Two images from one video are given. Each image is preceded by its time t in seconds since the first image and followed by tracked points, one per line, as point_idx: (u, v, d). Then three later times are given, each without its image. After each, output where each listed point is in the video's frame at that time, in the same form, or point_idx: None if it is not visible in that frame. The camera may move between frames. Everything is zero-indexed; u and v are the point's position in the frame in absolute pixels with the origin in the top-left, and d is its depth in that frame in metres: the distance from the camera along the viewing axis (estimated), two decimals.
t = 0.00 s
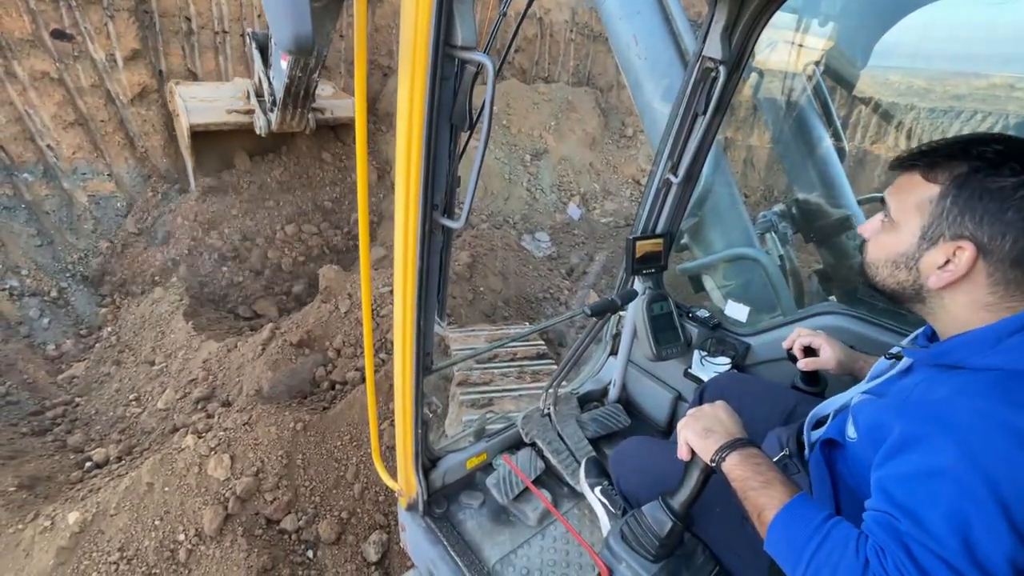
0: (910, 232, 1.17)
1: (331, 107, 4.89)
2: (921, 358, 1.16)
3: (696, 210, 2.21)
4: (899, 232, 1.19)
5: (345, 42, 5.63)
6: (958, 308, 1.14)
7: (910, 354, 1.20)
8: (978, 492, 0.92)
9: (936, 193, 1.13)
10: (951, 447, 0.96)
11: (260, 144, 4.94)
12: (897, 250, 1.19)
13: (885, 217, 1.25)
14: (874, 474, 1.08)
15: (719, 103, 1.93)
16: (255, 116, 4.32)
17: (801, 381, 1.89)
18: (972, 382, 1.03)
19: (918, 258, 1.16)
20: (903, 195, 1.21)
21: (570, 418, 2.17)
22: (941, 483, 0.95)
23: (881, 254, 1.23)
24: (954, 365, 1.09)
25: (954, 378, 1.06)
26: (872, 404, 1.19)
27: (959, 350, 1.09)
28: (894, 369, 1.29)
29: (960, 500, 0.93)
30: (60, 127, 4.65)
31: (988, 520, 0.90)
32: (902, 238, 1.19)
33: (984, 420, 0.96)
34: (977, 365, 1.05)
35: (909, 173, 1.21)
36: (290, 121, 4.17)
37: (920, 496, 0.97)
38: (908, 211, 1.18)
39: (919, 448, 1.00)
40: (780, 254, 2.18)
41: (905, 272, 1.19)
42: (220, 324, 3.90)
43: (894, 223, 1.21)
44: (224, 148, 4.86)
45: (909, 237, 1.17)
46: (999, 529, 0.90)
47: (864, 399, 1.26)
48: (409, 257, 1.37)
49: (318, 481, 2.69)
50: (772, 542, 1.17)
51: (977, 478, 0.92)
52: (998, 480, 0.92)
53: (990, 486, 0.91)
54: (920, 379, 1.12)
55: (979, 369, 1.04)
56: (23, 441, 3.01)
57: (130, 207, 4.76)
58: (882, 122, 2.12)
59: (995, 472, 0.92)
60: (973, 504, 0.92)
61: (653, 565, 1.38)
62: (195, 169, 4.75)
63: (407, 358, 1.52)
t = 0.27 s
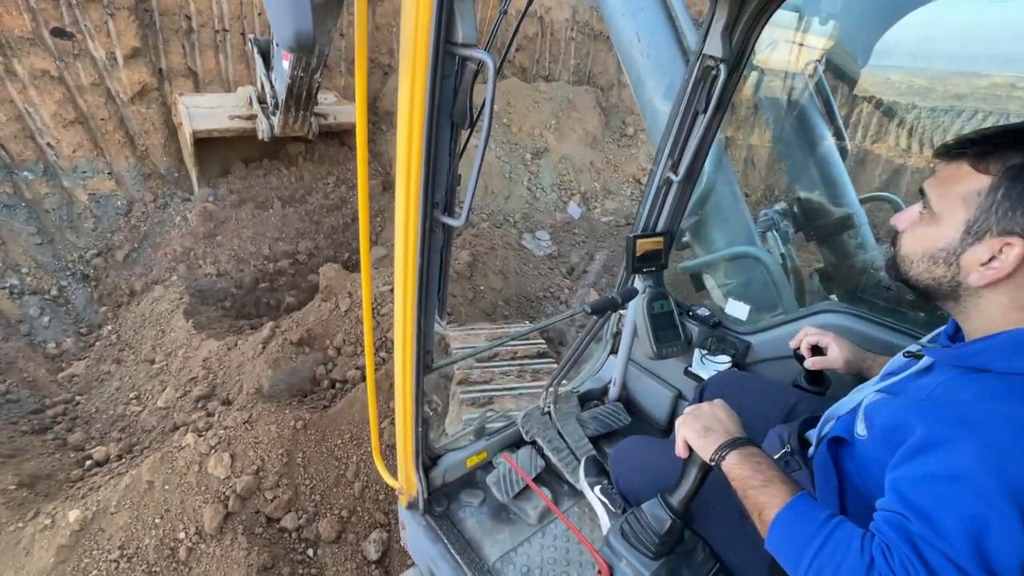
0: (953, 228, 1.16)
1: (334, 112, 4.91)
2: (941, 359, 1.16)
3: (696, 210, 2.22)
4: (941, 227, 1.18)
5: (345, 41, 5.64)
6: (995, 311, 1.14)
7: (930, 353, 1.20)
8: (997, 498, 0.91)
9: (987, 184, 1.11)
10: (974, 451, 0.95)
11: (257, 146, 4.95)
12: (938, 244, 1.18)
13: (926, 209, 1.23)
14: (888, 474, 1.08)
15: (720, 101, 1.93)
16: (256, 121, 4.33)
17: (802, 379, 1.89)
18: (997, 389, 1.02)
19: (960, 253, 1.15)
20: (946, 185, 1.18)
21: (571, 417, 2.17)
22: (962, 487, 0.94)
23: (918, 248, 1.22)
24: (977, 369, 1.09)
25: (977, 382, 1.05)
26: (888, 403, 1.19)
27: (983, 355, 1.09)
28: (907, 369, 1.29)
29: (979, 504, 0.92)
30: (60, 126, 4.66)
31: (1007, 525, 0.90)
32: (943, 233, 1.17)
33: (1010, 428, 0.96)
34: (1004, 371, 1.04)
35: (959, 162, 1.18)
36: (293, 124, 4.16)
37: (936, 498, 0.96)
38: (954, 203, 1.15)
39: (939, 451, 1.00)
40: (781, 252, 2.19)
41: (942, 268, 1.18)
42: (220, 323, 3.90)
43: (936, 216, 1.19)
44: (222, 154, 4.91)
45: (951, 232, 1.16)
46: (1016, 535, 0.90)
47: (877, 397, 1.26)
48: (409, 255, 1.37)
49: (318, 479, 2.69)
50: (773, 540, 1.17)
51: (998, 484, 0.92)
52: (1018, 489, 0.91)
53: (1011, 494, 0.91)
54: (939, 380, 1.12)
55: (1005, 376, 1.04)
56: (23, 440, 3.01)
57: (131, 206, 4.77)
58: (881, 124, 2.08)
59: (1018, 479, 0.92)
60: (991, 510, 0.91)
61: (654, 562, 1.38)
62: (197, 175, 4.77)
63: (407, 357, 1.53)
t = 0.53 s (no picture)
0: (969, 228, 1.14)
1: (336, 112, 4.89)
2: (946, 360, 1.15)
3: (693, 211, 2.24)
4: (957, 227, 1.16)
5: (345, 40, 5.64)
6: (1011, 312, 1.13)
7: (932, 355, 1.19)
8: (1000, 501, 0.91)
9: (1008, 185, 1.08)
10: (977, 454, 0.95)
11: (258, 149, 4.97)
12: (952, 246, 1.17)
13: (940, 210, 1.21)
14: (890, 476, 1.07)
15: (721, 100, 1.93)
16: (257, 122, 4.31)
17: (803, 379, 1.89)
18: (1002, 391, 1.01)
19: (976, 257, 1.13)
20: (962, 185, 1.16)
21: (571, 417, 2.17)
22: (964, 490, 0.94)
23: (932, 248, 1.21)
24: (981, 371, 1.08)
25: (981, 385, 1.05)
26: (890, 405, 1.18)
27: (988, 357, 1.08)
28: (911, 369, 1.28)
29: (982, 508, 0.92)
30: (60, 125, 4.66)
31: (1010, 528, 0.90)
32: (959, 233, 1.15)
33: (1013, 430, 0.95)
34: (1009, 373, 1.03)
35: (977, 161, 1.15)
36: (295, 124, 4.16)
37: (938, 501, 0.96)
38: (971, 203, 1.13)
39: (941, 453, 0.99)
40: (783, 250, 2.18)
41: (957, 270, 1.17)
42: (220, 322, 3.90)
43: (951, 216, 1.17)
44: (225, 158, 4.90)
45: (967, 233, 1.14)
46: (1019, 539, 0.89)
47: (880, 398, 1.25)
48: (410, 254, 1.36)
49: (318, 479, 2.69)
50: (774, 542, 1.17)
51: (1001, 487, 0.91)
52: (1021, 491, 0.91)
53: (1014, 497, 0.91)
54: (943, 382, 1.11)
55: (1010, 378, 1.03)
56: (23, 439, 3.00)
57: (131, 206, 4.78)
58: (881, 122, 2.07)
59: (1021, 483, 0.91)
60: (994, 514, 0.91)
61: (655, 562, 1.38)
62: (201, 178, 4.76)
63: (407, 357, 1.52)
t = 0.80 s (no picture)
0: (962, 237, 1.14)
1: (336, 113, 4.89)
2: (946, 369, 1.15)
3: (693, 211, 2.25)
4: (949, 235, 1.16)
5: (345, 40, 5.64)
6: (1005, 319, 1.13)
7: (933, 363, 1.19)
8: (1003, 512, 0.90)
9: (999, 194, 1.08)
10: (979, 465, 0.94)
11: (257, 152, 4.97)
12: (945, 255, 1.16)
13: (932, 218, 1.20)
14: (892, 486, 1.07)
15: (721, 100, 1.92)
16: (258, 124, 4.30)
17: (802, 381, 1.89)
18: (1003, 402, 1.01)
19: (969, 266, 1.13)
20: (953, 194, 1.16)
21: (571, 418, 2.17)
22: (966, 501, 0.93)
23: (926, 256, 1.20)
24: (982, 381, 1.08)
25: (982, 395, 1.05)
26: (891, 413, 1.18)
27: (989, 366, 1.08)
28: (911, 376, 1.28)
29: (984, 519, 0.91)
30: (59, 125, 4.67)
31: (1013, 540, 0.89)
32: (951, 242, 1.15)
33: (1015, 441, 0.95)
34: (1011, 383, 1.03)
35: (967, 169, 1.15)
36: (295, 123, 4.14)
37: (940, 511, 0.96)
38: (963, 212, 1.13)
39: (943, 463, 0.99)
40: (784, 250, 2.17)
41: (950, 279, 1.17)
42: (220, 322, 3.90)
43: (944, 224, 1.17)
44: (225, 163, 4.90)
45: (960, 241, 1.14)
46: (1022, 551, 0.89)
47: (880, 405, 1.25)
48: (409, 253, 1.36)
49: (317, 479, 2.69)
50: (775, 550, 1.16)
51: (1002, 499, 0.91)
52: None
53: (1016, 508, 0.90)
54: (944, 392, 1.11)
55: (1011, 388, 1.03)
56: (22, 439, 3.00)
57: (130, 206, 4.78)
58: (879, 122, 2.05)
59: None
60: (997, 526, 0.90)
61: (655, 565, 1.38)
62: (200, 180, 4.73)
63: (407, 358, 1.52)
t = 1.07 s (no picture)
0: (938, 243, 1.14)
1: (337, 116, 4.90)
2: (940, 370, 1.15)
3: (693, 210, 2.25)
4: (927, 241, 1.16)
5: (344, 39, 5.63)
6: (988, 322, 1.12)
7: (927, 363, 1.19)
8: (996, 514, 0.90)
9: (973, 203, 1.09)
10: (972, 467, 0.94)
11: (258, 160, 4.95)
12: (924, 263, 1.17)
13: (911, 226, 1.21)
14: (887, 487, 1.07)
15: (720, 100, 1.93)
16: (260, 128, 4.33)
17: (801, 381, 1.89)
18: (996, 403, 1.01)
19: (947, 273, 1.14)
20: (929, 202, 1.17)
21: (570, 417, 2.17)
22: (959, 503, 0.93)
23: (906, 264, 1.21)
24: (975, 381, 1.08)
25: (976, 396, 1.05)
26: (886, 414, 1.18)
27: (983, 367, 1.08)
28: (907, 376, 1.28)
29: (978, 521, 0.91)
30: (58, 124, 4.67)
31: (1006, 542, 0.89)
32: (929, 248, 1.16)
33: (1007, 442, 0.95)
34: (1004, 384, 1.03)
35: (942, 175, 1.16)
36: (296, 125, 4.13)
37: (934, 513, 0.96)
38: (938, 219, 1.14)
39: (936, 465, 0.99)
40: (784, 249, 2.17)
41: (932, 286, 1.17)
42: (219, 322, 3.90)
43: (921, 231, 1.17)
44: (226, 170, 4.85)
45: (937, 249, 1.15)
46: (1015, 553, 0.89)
47: (875, 406, 1.25)
48: (408, 253, 1.36)
49: (317, 479, 2.69)
50: (771, 551, 1.17)
51: (995, 500, 0.91)
52: (1016, 504, 0.90)
53: (1008, 510, 0.90)
54: (938, 392, 1.11)
55: (1004, 389, 1.03)
56: (22, 439, 3.00)
57: (129, 205, 4.80)
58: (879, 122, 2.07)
59: (1017, 496, 0.90)
60: (990, 528, 0.90)
61: (654, 564, 1.38)
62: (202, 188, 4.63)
63: (406, 359, 1.52)
